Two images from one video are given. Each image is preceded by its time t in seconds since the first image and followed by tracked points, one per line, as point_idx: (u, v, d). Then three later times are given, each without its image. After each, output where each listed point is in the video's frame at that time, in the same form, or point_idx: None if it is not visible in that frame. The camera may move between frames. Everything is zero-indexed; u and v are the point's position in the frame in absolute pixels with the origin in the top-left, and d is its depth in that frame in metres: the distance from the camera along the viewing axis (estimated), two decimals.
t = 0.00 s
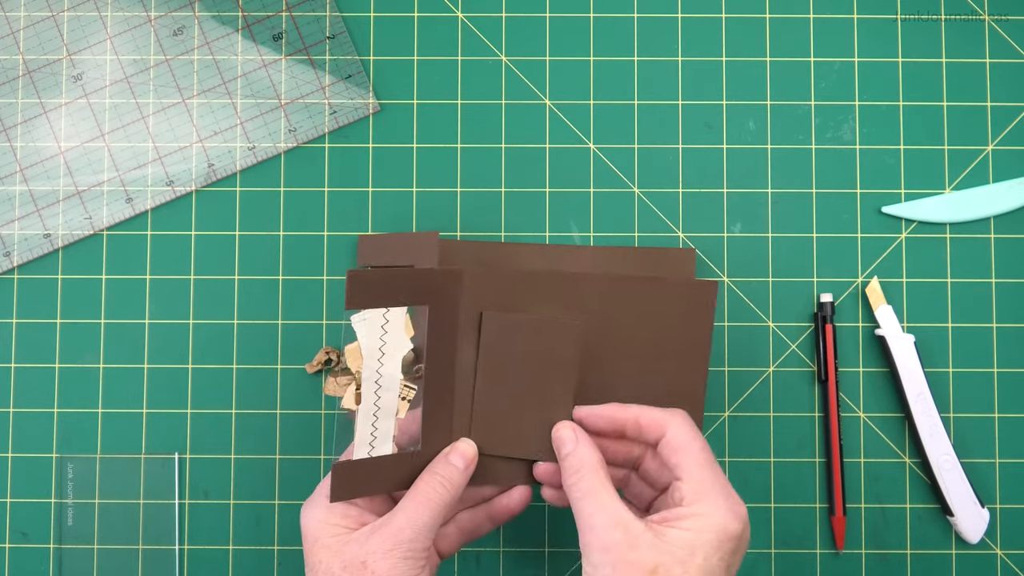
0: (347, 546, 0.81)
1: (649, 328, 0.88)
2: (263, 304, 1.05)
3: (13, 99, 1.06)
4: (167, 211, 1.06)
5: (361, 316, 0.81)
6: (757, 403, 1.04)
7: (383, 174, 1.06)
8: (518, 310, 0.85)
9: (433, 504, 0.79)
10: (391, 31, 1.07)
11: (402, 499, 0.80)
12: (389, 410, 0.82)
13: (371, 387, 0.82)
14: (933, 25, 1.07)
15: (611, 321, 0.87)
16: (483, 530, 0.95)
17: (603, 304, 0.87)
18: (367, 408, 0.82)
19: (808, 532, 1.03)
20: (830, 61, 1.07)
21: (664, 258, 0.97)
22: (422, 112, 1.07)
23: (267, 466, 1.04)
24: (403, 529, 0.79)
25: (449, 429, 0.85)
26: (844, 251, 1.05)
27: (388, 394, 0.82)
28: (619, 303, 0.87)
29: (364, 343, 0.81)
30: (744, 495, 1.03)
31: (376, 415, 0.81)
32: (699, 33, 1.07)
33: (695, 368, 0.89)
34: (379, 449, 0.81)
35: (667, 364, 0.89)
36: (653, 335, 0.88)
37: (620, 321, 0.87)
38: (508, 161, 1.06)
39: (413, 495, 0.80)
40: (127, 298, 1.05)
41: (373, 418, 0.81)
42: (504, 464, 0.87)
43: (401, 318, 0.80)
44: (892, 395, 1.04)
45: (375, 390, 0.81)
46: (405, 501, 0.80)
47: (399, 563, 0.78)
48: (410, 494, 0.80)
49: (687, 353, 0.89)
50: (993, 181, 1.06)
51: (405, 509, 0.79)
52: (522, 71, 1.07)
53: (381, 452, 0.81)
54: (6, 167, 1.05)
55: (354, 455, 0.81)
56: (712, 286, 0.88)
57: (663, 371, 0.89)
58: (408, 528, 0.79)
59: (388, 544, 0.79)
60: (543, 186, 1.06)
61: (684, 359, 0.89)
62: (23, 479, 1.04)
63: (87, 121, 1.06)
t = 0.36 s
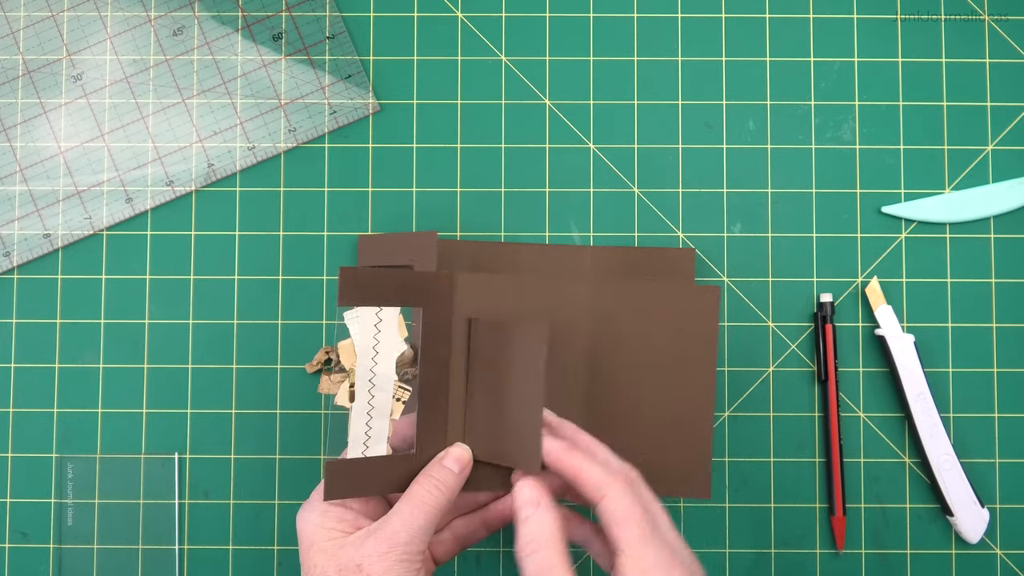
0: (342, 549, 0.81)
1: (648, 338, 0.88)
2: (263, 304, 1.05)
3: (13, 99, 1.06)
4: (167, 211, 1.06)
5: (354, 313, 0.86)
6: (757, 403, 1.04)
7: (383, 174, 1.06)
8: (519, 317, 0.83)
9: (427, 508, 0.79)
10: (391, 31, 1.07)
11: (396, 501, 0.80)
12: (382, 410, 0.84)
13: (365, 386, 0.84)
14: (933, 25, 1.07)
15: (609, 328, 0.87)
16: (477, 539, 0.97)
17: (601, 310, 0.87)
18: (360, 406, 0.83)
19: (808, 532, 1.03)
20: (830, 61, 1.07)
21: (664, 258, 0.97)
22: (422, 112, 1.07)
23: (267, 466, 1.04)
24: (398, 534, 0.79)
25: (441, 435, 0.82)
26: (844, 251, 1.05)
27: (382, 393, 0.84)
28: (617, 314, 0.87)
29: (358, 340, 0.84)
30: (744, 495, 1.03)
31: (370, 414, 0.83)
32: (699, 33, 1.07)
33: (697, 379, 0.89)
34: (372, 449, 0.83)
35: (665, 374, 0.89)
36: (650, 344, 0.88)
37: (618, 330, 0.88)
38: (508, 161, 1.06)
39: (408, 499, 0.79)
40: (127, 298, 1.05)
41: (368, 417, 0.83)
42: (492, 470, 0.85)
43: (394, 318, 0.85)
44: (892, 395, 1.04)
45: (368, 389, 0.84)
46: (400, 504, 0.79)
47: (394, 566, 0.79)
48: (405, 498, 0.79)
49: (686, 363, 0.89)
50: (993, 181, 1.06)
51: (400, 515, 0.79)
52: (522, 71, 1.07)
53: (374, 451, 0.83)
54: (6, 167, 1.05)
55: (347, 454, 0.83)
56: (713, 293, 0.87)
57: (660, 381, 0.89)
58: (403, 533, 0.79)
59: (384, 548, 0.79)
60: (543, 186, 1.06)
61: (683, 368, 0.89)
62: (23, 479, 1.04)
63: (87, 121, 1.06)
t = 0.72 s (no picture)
0: (348, 557, 0.81)
1: (652, 344, 0.87)
2: (263, 304, 1.05)
3: (13, 99, 1.06)
4: (166, 211, 1.06)
5: (356, 322, 0.83)
6: (757, 403, 1.04)
7: (383, 174, 1.06)
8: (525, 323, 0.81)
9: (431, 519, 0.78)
10: (391, 31, 1.07)
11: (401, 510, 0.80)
12: (386, 416, 0.84)
13: (368, 393, 0.84)
14: (933, 25, 1.07)
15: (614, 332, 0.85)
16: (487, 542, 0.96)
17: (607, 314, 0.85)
18: (363, 412, 0.84)
19: (808, 532, 1.03)
20: (830, 61, 1.07)
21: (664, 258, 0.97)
22: (422, 112, 1.07)
23: (267, 466, 1.04)
24: (401, 541, 0.78)
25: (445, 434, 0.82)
26: (844, 251, 1.05)
27: (386, 400, 0.84)
28: (619, 317, 0.85)
29: (360, 348, 0.84)
30: (744, 495, 1.03)
31: (373, 421, 0.84)
32: (698, 33, 1.07)
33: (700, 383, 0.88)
34: (376, 455, 0.84)
35: (670, 378, 0.87)
36: (655, 348, 0.87)
37: (623, 334, 0.86)
38: (508, 161, 1.06)
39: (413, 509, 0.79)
40: (126, 298, 1.05)
41: (371, 424, 0.83)
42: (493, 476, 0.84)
43: (398, 326, 0.84)
44: (892, 395, 1.04)
45: (372, 395, 0.84)
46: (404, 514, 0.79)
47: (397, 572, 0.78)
48: (410, 508, 0.79)
49: (691, 368, 0.87)
50: (993, 181, 1.06)
51: (404, 523, 0.78)
52: (522, 71, 1.07)
53: (379, 457, 0.84)
54: (6, 167, 1.05)
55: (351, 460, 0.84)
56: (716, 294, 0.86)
57: (664, 386, 0.88)
58: (406, 540, 0.78)
59: (387, 556, 0.78)
60: (543, 186, 1.06)
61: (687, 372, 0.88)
62: (23, 479, 1.04)
63: (87, 121, 1.06)
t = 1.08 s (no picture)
0: (341, 556, 0.81)
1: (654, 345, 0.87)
2: (263, 304, 1.05)
3: (13, 99, 1.06)
4: (166, 211, 1.06)
5: (351, 328, 0.84)
6: (757, 403, 1.04)
7: (383, 174, 1.06)
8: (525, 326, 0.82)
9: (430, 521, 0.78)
10: (391, 31, 1.07)
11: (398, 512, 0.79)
12: (384, 421, 0.83)
13: (365, 397, 0.83)
14: (933, 25, 1.07)
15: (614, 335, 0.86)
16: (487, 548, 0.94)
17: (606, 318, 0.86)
18: (361, 418, 0.82)
19: (808, 532, 1.03)
20: (830, 61, 1.07)
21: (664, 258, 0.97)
22: (422, 112, 1.07)
23: (267, 466, 1.04)
24: (393, 543, 0.77)
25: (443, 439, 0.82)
26: (844, 251, 1.05)
27: (383, 404, 0.83)
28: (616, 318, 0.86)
29: (354, 354, 0.83)
30: (745, 495, 1.03)
31: (372, 425, 0.83)
32: (698, 33, 1.07)
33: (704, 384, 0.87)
34: (376, 459, 0.82)
35: (672, 380, 0.88)
36: (657, 350, 0.87)
37: (624, 336, 0.86)
38: (508, 161, 1.06)
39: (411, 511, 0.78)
40: (126, 297, 1.05)
41: (369, 428, 0.82)
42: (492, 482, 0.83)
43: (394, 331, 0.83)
44: (893, 395, 1.04)
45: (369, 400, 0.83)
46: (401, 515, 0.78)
47: (389, 572, 0.77)
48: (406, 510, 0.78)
49: (693, 369, 0.87)
50: (993, 181, 1.06)
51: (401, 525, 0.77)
52: (522, 71, 1.07)
53: (379, 460, 0.82)
54: (6, 167, 1.05)
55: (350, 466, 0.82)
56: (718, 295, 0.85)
57: (666, 387, 0.88)
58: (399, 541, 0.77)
59: (379, 555, 0.78)
60: (543, 186, 1.06)
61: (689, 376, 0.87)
62: (23, 479, 1.04)
63: (87, 121, 1.06)
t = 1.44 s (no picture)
0: (350, 564, 0.82)
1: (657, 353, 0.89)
2: (263, 304, 1.05)
3: (13, 99, 1.06)
4: (166, 211, 1.06)
5: (358, 330, 0.79)
6: (757, 403, 1.04)
7: (383, 174, 1.06)
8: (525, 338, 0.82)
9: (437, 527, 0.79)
10: (391, 31, 1.07)
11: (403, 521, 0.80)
12: (387, 427, 0.81)
13: (369, 403, 0.81)
14: (933, 25, 1.07)
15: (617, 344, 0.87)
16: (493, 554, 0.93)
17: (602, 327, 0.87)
18: (364, 421, 0.81)
19: (808, 532, 1.03)
20: (830, 61, 1.07)
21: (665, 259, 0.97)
22: (422, 112, 1.07)
23: (267, 466, 1.04)
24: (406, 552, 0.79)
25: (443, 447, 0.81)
26: (844, 250, 1.05)
27: (386, 410, 0.81)
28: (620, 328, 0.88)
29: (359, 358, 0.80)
30: (744, 495, 1.03)
31: (373, 431, 0.81)
32: (698, 33, 1.07)
33: (703, 387, 0.90)
34: (377, 465, 0.81)
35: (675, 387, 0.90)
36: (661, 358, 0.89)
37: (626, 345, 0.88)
38: (508, 161, 1.06)
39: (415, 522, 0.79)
40: (127, 297, 1.05)
41: (371, 434, 0.80)
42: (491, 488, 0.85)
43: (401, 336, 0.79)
44: (893, 395, 1.04)
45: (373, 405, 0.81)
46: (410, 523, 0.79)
47: None
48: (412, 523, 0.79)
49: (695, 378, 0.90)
50: (993, 181, 1.06)
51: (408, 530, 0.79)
52: (522, 71, 1.07)
53: (379, 467, 0.81)
54: (6, 167, 1.05)
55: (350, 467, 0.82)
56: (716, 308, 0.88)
57: (668, 396, 0.90)
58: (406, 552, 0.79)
59: (391, 564, 0.79)
60: (543, 186, 1.06)
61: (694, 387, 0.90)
62: (23, 479, 1.04)
63: (87, 121, 1.06)
